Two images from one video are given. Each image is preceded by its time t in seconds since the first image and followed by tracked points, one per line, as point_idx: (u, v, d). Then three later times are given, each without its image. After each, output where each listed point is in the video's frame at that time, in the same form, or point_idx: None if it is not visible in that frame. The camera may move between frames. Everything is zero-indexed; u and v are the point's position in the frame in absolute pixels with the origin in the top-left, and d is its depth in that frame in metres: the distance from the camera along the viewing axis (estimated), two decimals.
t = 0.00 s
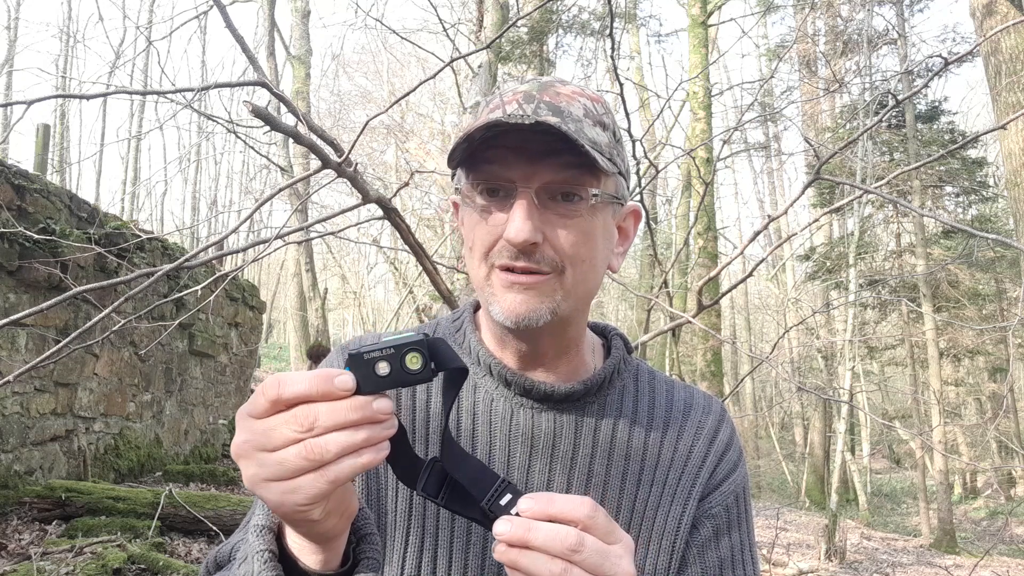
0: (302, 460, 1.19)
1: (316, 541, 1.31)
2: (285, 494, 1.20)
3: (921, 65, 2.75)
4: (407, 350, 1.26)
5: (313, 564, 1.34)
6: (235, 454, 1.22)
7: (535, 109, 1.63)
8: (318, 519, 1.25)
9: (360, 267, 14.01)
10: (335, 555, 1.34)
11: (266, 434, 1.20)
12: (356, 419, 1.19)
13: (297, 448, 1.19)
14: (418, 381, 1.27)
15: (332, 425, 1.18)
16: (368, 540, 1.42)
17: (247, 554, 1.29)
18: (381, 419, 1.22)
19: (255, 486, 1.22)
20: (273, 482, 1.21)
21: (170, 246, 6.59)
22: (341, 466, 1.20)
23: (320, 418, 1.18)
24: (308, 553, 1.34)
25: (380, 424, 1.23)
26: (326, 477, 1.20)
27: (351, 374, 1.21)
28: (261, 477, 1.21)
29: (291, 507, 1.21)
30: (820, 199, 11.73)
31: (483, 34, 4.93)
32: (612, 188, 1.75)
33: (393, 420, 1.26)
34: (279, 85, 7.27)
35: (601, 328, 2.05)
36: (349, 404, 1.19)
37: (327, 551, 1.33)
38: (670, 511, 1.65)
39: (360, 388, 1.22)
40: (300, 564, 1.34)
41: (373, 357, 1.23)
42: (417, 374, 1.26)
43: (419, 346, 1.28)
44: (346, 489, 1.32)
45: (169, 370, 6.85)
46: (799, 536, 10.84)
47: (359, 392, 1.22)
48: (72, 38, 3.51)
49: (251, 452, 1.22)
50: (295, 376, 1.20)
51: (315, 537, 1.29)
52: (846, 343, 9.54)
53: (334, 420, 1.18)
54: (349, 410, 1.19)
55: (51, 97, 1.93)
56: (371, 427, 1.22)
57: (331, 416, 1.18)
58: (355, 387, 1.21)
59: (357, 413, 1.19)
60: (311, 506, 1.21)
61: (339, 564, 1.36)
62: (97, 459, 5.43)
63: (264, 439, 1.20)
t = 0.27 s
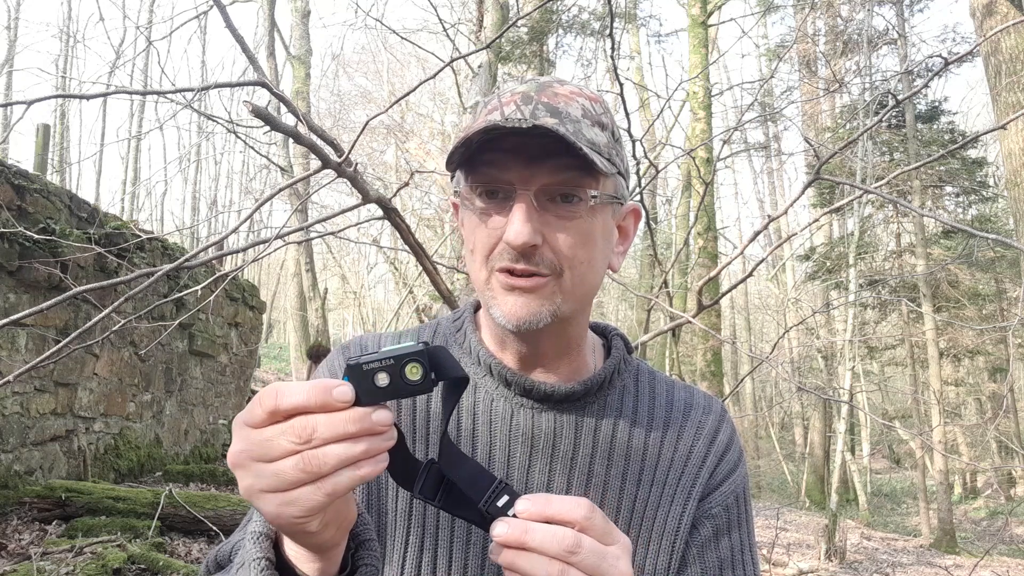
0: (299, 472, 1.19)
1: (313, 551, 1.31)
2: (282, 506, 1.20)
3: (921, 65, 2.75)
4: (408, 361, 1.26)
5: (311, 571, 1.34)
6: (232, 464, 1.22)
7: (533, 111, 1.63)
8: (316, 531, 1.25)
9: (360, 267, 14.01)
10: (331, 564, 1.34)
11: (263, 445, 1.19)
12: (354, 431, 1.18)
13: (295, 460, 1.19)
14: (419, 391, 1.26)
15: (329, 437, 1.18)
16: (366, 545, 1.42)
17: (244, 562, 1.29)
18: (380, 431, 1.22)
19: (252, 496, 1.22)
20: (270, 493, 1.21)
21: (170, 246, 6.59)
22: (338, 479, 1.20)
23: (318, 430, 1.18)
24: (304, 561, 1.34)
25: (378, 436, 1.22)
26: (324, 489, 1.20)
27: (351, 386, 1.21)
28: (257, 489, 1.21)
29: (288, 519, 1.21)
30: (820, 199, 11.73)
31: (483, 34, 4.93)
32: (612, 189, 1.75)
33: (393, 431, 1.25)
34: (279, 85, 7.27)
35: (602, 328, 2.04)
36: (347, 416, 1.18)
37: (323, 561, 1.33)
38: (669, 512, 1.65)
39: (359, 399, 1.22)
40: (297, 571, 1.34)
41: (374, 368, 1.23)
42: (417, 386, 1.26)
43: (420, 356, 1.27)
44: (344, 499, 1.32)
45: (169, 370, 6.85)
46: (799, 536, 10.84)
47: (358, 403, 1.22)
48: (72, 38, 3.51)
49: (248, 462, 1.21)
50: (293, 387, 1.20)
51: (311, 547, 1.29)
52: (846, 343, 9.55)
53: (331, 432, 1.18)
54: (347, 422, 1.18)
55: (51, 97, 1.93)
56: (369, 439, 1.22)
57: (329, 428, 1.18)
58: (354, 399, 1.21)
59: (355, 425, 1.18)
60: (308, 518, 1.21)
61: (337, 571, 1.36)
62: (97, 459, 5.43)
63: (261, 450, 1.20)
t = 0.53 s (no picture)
0: (300, 472, 1.19)
1: (313, 550, 1.31)
2: (282, 506, 1.20)
3: (921, 65, 2.75)
4: (408, 361, 1.26)
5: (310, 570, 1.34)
6: (232, 465, 1.22)
7: (531, 111, 1.63)
8: (316, 530, 1.25)
9: (360, 267, 14.01)
10: (331, 563, 1.34)
11: (264, 445, 1.19)
12: (355, 431, 1.19)
13: (296, 460, 1.19)
14: (419, 391, 1.27)
15: (330, 437, 1.18)
16: (366, 545, 1.42)
17: (243, 561, 1.29)
18: (381, 431, 1.22)
19: (252, 496, 1.22)
20: (270, 493, 1.21)
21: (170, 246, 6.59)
22: (339, 478, 1.20)
23: (319, 430, 1.18)
24: (304, 559, 1.34)
25: (379, 436, 1.23)
26: (324, 489, 1.20)
27: (351, 386, 1.21)
28: (258, 489, 1.21)
29: (288, 519, 1.21)
30: (820, 199, 11.74)
31: (482, 34, 4.94)
32: (611, 188, 1.75)
33: (394, 430, 1.25)
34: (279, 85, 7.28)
35: (601, 328, 2.05)
36: (348, 416, 1.19)
37: (323, 560, 1.33)
38: (669, 511, 1.65)
39: (360, 399, 1.22)
40: (297, 569, 1.34)
41: (374, 369, 1.23)
42: (417, 386, 1.26)
43: (420, 356, 1.28)
44: (345, 498, 1.32)
45: (169, 370, 6.85)
46: (799, 536, 10.84)
47: (359, 403, 1.22)
48: (72, 38, 3.51)
49: (248, 463, 1.21)
50: (293, 387, 1.20)
51: (311, 546, 1.29)
52: (846, 343, 9.55)
53: (332, 432, 1.18)
54: (347, 422, 1.18)
55: (52, 97, 1.93)
56: (370, 439, 1.22)
57: (330, 427, 1.18)
58: (355, 399, 1.21)
59: (355, 426, 1.19)
60: (308, 518, 1.21)
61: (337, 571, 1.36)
62: (97, 459, 5.43)
63: (261, 451, 1.20)
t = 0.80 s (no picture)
0: (298, 476, 1.19)
1: (311, 554, 1.31)
2: (281, 511, 1.20)
3: (921, 65, 2.75)
4: (407, 366, 1.25)
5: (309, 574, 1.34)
6: (230, 469, 1.22)
7: (529, 112, 1.63)
8: (314, 535, 1.25)
9: (360, 267, 14.01)
10: (330, 567, 1.34)
11: (261, 450, 1.19)
12: (353, 436, 1.19)
13: (294, 465, 1.19)
14: (417, 396, 1.26)
15: (328, 441, 1.18)
16: (365, 547, 1.42)
17: (242, 565, 1.29)
18: (379, 435, 1.22)
19: (249, 500, 1.22)
20: (268, 498, 1.21)
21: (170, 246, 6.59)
22: (337, 483, 1.20)
23: (317, 435, 1.18)
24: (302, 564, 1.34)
25: (377, 441, 1.23)
26: (322, 493, 1.20)
27: (350, 391, 1.21)
28: (256, 493, 1.21)
29: (286, 524, 1.21)
30: (821, 199, 11.74)
31: (482, 34, 4.94)
32: (609, 188, 1.74)
33: (391, 435, 1.26)
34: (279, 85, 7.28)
35: (601, 328, 2.05)
36: (346, 421, 1.19)
37: (322, 563, 1.33)
38: (669, 511, 1.65)
39: (358, 404, 1.22)
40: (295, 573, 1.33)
41: (372, 374, 1.22)
42: (416, 392, 1.25)
43: (418, 361, 1.26)
44: (343, 503, 1.32)
45: (169, 370, 6.85)
46: (799, 536, 10.84)
47: (357, 408, 1.22)
48: (72, 38, 3.51)
49: (247, 467, 1.21)
50: (291, 391, 1.20)
51: (309, 552, 1.29)
52: (846, 343, 9.55)
53: (331, 437, 1.18)
54: (345, 427, 1.18)
55: (52, 97, 1.93)
56: (368, 443, 1.22)
57: (328, 432, 1.18)
58: (353, 404, 1.21)
59: (353, 430, 1.19)
60: (306, 523, 1.21)
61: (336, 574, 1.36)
62: (97, 459, 5.43)
63: (259, 455, 1.20)
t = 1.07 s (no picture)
0: (305, 453, 1.18)
1: (316, 533, 1.30)
2: (287, 487, 1.20)
3: (921, 65, 2.75)
4: (414, 349, 1.27)
5: (312, 555, 1.34)
6: (239, 444, 1.22)
7: (529, 112, 1.63)
8: (319, 512, 1.25)
9: (360, 267, 14.00)
10: (334, 547, 1.34)
11: (271, 425, 1.19)
12: (361, 415, 1.18)
13: (302, 442, 1.18)
14: (423, 378, 1.28)
15: (337, 418, 1.18)
16: (365, 533, 1.41)
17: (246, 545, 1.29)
18: (386, 416, 1.22)
19: (257, 476, 1.21)
20: (276, 474, 1.21)
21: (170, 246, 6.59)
22: (344, 460, 1.19)
23: (326, 412, 1.18)
24: (306, 544, 1.33)
25: (384, 422, 1.22)
26: (328, 470, 1.19)
27: (359, 369, 1.21)
28: (263, 468, 1.21)
29: (292, 499, 1.20)
30: (821, 199, 11.74)
31: (482, 34, 4.94)
32: (609, 187, 1.74)
33: (398, 417, 1.25)
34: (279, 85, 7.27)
35: (601, 327, 2.05)
36: (355, 399, 1.18)
37: (326, 544, 1.33)
38: (670, 507, 1.65)
39: (367, 384, 1.22)
40: (298, 554, 1.33)
41: (381, 356, 1.24)
42: (423, 373, 1.28)
43: (425, 344, 1.29)
44: (349, 483, 1.32)
45: (169, 370, 6.85)
46: (799, 536, 10.84)
47: (365, 388, 1.22)
48: (72, 38, 3.51)
49: (255, 443, 1.22)
50: (302, 368, 1.20)
51: (314, 530, 1.29)
52: (846, 343, 9.55)
53: (340, 414, 1.18)
54: (354, 406, 1.18)
55: (52, 96, 1.93)
56: (376, 423, 1.21)
57: (337, 410, 1.18)
58: (361, 384, 1.21)
59: (361, 409, 1.18)
60: (311, 499, 1.21)
61: (338, 557, 1.35)
62: (97, 459, 5.43)
63: (269, 430, 1.20)
